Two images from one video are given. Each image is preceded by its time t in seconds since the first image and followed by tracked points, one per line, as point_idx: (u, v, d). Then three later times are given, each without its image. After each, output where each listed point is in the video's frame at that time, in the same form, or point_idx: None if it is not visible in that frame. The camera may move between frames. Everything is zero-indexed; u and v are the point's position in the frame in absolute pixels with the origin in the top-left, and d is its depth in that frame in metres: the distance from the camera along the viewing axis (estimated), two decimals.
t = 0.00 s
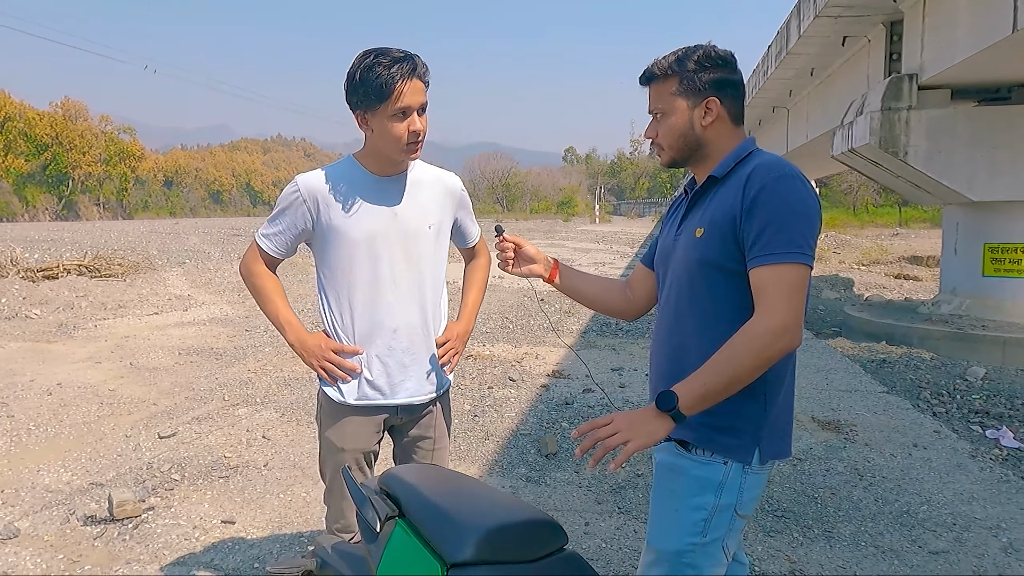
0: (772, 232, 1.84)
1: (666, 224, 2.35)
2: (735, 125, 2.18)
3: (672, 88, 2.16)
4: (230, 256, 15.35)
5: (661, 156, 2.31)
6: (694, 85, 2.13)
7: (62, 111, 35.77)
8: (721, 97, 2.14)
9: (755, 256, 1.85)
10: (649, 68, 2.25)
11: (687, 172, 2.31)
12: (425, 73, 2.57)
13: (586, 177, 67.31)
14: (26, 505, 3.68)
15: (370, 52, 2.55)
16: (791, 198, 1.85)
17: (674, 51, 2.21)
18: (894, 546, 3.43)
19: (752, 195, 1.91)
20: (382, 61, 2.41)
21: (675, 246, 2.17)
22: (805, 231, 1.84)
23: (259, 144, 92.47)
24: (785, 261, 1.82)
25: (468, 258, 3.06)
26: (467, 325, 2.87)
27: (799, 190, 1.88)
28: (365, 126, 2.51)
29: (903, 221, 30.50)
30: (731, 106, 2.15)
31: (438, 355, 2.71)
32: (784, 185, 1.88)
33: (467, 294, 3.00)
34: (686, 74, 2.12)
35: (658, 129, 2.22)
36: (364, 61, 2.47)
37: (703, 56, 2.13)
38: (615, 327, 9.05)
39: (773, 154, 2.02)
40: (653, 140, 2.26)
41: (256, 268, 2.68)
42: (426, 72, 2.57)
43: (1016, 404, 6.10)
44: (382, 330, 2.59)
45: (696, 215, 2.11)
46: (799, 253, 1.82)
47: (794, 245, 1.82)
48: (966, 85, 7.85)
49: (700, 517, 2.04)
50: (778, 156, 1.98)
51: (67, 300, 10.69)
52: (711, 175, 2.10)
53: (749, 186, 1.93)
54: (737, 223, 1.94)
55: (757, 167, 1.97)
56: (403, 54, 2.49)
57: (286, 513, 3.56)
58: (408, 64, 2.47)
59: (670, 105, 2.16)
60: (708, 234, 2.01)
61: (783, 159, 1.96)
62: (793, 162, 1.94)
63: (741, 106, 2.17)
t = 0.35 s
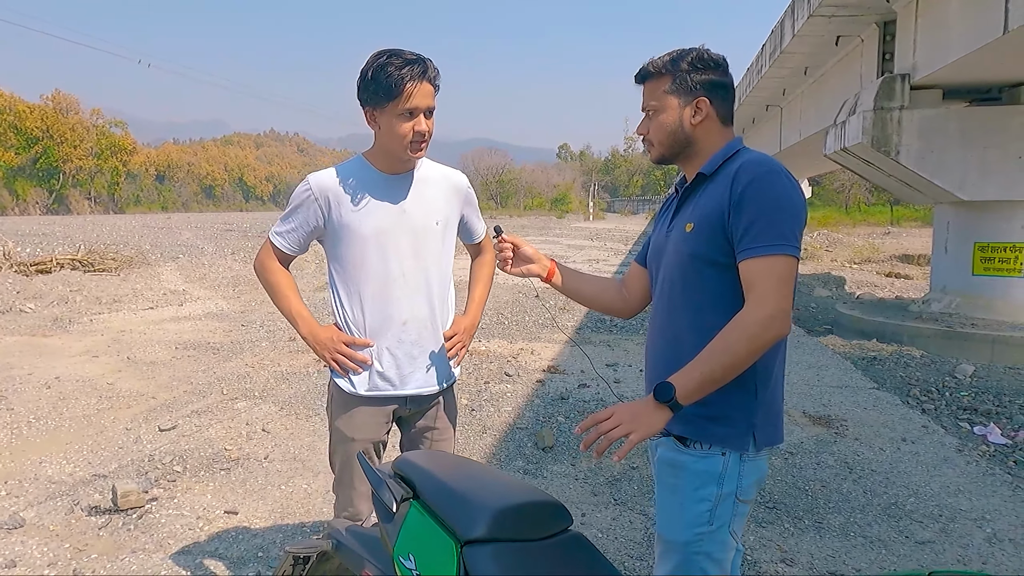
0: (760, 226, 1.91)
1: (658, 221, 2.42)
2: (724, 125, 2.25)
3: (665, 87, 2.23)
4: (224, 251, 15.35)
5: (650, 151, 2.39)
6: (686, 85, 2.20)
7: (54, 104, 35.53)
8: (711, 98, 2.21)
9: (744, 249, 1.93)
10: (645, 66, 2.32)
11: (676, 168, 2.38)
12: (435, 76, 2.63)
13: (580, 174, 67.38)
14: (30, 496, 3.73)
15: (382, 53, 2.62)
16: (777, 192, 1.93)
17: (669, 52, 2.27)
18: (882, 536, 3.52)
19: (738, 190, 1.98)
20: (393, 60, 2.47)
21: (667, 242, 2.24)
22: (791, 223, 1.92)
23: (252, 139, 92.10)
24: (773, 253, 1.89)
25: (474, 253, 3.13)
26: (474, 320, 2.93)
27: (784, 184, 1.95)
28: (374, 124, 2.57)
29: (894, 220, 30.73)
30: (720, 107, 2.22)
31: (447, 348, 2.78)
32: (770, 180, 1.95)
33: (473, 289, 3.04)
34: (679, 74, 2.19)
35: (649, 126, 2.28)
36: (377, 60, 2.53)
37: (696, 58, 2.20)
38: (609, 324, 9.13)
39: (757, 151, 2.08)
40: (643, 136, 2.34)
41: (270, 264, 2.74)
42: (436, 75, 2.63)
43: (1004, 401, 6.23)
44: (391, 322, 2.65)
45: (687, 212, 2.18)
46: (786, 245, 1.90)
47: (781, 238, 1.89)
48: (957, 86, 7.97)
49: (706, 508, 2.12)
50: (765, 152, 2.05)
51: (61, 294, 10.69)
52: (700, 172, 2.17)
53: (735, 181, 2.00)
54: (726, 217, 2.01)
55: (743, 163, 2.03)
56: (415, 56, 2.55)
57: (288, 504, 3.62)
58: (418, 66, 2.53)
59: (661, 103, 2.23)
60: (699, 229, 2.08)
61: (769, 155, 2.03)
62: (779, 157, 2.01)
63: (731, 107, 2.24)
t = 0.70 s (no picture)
0: (737, 236, 1.97)
1: (646, 224, 2.48)
2: (713, 130, 2.32)
3: (654, 96, 2.27)
4: (217, 255, 15.33)
5: (644, 159, 2.44)
6: (675, 93, 2.25)
7: (45, 108, 35.36)
8: (701, 103, 2.26)
9: (720, 257, 1.99)
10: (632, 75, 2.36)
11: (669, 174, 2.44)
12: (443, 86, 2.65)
13: (573, 179, 67.57)
14: (28, 499, 3.75)
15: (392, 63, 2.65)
16: (756, 202, 1.99)
17: (654, 61, 2.32)
18: (871, 536, 3.59)
19: (719, 200, 2.03)
20: (401, 69, 2.53)
21: (652, 246, 2.30)
22: (767, 233, 1.97)
23: (244, 143, 91.94)
24: (747, 263, 1.95)
25: (480, 259, 3.17)
26: (476, 324, 2.98)
27: (763, 195, 2.01)
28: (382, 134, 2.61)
29: (886, 225, 30.98)
30: (709, 112, 2.28)
31: (449, 348, 2.81)
32: (749, 190, 2.01)
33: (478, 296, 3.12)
34: (666, 82, 2.24)
35: (643, 135, 2.34)
36: (385, 70, 2.60)
37: (682, 65, 2.25)
38: (603, 328, 9.20)
39: (744, 161, 2.13)
40: (637, 145, 2.39)
41: (278, 267, 2.79)
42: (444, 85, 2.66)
43: (992, 405, 6.32)
44: (394, 325, 2.70)
45: (672, 217, 2.23)
46: (759, 255, 1.96)
47: (756, 248, 1.95)
48: (946, 94, 8.11)
49: (684, 509, 2.19)
50: (749, 162, 2.11)
51: (53, 299, 10.65)
52: (688, 179, 2.23)
53: (718, 190, 2.06)
54: (705, 226, 2.07)
55: (727, 173, 2.09)
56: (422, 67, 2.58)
57: (285, 507, 3.66)
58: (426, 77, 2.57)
59: (653, 112, 2.28)
60: (680, 235, 2.14)
61: (752, 165, 2.09)
62: (760, 168, 2.07)
63: (719, 112, 2.30)
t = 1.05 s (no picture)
0: (722, 255, 2.01)
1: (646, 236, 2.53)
2: (706, 142, 2.37)
3: (644, 121, 2.31)
4: (217, 265, 15.36)
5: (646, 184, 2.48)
6: (664, 114, 2.29)
7: (46, 118, 35.48)
8: (693, 117, 2.31)
9: (706, 275, 2.03)
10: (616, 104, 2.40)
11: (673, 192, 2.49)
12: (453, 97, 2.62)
13: (573, 189, 67.75)
14: (30, 509, 3.77)
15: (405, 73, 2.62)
16: (743, 223, 2.03)
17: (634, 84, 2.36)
18: (871, 546, 3.60)
19: (710, 217, 2.08)
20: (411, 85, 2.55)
21: (648, 258, 2.35)
22: (752, 253, 2.02)
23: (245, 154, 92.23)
24: (730, 282, 1.99)
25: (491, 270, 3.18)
26: (487, 335, 2.99)
27: (750, 215, 2.05)
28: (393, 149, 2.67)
29: (885, 234, 31.07)
30: (701, 126, 2.34)
31: (457, 360, 2.81)
32: (739, 210, 2.05)
33: (491, 306, 3.13)
34: (653, 104, 2.28)
35: (641, 161, 2.38)
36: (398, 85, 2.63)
37: (665, 82, 2.28)
38: (602, 338, 9.22)
39: (738, 180, 2.18)
40: (637, 172, 2.44)
41: (293, 276, 2.85)
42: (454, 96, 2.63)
43: (992, 414, 6.34)
44: (404, 335, 2.75)
45: (667, 231, 2.29)
46: (741, 276, 2.00)
47: (739, 268, 2.00)
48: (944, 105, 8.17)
49: (674, 519, 2.22)
50: (744, 181, 2.15)
51: (54, 309, 10.67)
52: (681, 198, 2.28)
53: (709, 208, 2.11)
54: (694, 242, 2.12)
55: (720, 191, 2.14)
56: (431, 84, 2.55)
57: (287, 517, 3.67)
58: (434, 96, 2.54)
59: (649, 137, 2.31)
60: (672, 251, 2.19)
61: (745, 184, 2.13)
62: (752, 188, 2.11)
63: (707, 121, 2.35)
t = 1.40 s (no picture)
0: (730, 266, 2.01)
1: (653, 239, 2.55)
2: (716, 146, 2.37)
3: (652, 123, 2.31)
4: (228, 268, 15.46)
5: (652, 187, 2.48)
6: (672, 117, 2.29)
7: (60, 122, 35.83)
8: (701, 120, 2.31)
9: (714, 287, 2.03)
10: (622, 107, 2.38)
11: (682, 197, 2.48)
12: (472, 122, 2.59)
13: (581, 192, 67.73)
14: (45, 509, 3.83)
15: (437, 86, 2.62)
16: (750, 232, 2.03)
17: (642, 84, 2.35)
18: (883, 550, 3.59)
19: (716, 227, 2.08)
20: (430, 97, 2.55)
21: (654, 265, 2.36)
22: (760, 264, 2.01)
23: (255, 157, 92.82)
24: (738, 294, 2.00)
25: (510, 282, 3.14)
26: (497, 344, 2.96)
27: (759, 225, 2.04)
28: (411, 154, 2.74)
29: (895, 237, 30.89)
30: (709, 129, 2.34)
31: (461, 363, 2.82)
32: (746, 218, 2.05)
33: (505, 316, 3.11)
34: (662, 106, 2.28)
35: (647, 163, 2.38)
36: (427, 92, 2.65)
37: (674, 84, 2.29)
38: (612, 341, 9.22)
39: (744, 186, 2.17)
40: (643, 174, 2.44)
41: (313, 267, 2.98)
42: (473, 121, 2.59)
43: (1005, 419, 6.28)
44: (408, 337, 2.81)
45: (672, 239, 2.29)
46: (751, 287, 2.00)
47: (747, 280, 1.99)
48: (954, 107, 8.10)
49: (682, 527, 2.23)
50: (752, 187, 2.15)
51: (67, 311, 10.78)
52: (686, 203, 2.30)
53: (715, 217, 2.11)
54: (701, 253, 2.13)
55: (724, 199, 2.13)
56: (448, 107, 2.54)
57: (298, 518, 3.70)
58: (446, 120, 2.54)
59: (656, 140, 2.32)
60: (678, 258, 2.21)
61: (752, 191, 2.13)
62: (759, 194, 2.10)
63: (714, 123, 2.35)
